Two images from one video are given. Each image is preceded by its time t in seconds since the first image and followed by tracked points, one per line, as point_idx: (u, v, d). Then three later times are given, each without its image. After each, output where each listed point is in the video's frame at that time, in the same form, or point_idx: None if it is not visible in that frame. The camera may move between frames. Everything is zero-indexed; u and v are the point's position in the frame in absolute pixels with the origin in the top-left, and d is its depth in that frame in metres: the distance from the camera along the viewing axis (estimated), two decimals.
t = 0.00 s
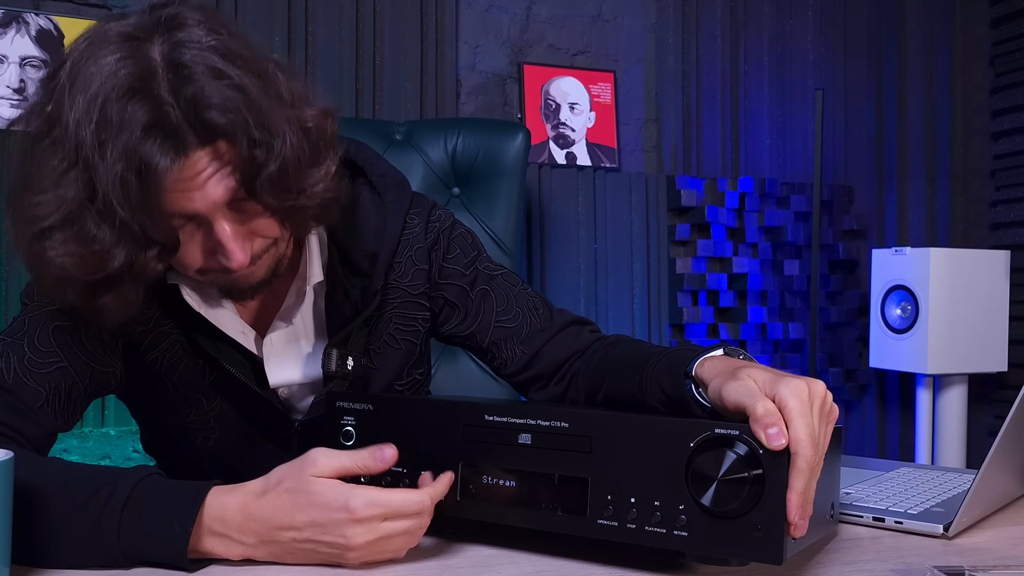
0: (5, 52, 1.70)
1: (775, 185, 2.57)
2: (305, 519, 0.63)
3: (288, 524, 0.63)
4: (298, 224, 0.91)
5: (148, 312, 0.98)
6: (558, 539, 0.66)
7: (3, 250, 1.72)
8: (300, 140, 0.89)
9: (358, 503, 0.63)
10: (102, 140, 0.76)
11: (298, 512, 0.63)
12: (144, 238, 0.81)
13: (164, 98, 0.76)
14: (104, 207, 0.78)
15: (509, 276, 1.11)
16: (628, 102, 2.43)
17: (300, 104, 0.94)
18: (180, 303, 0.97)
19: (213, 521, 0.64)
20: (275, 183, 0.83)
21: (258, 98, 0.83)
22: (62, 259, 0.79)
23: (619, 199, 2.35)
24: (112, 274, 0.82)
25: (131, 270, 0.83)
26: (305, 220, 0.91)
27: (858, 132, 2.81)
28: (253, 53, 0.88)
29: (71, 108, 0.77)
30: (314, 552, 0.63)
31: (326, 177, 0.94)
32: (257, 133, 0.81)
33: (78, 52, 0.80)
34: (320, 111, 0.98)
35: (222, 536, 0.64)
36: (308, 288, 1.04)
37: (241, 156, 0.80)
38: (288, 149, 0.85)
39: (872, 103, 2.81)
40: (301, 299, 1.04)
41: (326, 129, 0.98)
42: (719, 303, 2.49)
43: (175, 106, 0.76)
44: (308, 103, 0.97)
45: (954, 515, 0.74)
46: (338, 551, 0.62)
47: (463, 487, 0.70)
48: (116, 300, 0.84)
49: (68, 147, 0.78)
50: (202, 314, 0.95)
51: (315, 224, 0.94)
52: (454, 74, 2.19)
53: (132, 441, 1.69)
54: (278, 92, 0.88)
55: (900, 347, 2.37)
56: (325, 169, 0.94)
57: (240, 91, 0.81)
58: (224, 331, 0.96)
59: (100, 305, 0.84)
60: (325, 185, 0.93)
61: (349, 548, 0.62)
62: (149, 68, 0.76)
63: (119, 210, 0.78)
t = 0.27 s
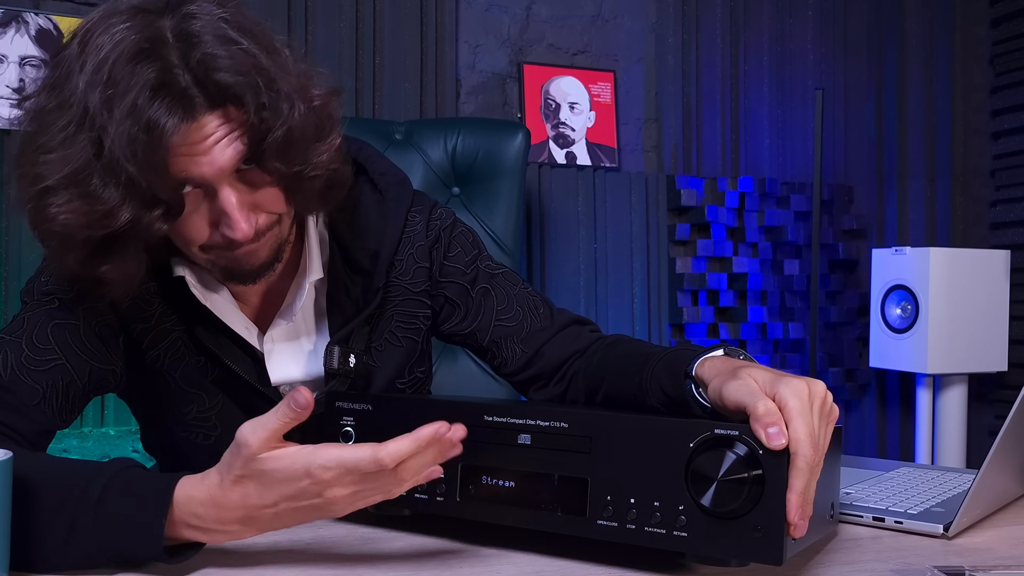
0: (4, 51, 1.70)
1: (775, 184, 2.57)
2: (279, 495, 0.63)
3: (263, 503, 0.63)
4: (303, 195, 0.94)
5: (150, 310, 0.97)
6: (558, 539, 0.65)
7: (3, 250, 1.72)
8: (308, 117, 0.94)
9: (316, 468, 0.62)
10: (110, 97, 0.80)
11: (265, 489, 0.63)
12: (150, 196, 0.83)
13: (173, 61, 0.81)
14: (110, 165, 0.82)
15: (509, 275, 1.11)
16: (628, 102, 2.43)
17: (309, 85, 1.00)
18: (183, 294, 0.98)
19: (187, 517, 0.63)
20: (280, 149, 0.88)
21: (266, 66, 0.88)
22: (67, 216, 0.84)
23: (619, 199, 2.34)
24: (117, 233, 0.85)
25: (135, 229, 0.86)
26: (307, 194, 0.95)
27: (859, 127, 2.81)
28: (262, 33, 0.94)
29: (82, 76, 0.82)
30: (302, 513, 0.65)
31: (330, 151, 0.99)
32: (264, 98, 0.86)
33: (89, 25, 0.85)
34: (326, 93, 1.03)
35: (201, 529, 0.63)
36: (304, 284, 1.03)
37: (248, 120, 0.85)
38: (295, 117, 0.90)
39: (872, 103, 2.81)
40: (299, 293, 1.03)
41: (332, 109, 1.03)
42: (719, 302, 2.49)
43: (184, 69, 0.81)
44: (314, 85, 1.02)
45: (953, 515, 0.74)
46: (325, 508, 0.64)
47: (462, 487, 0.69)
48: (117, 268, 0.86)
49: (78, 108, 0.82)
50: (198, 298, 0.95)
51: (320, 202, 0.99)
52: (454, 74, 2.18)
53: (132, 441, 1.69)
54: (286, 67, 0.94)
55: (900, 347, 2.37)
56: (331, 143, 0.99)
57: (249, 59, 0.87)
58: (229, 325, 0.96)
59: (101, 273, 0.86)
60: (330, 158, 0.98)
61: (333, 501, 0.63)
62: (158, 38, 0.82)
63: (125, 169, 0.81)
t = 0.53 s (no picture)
0: (4, 51, 1.70)
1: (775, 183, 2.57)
2: (270, 457, 0.60)
3: (255, 464, 0.61)
4: (319, 186, 0.97)
5: (149, 307, 0.96)
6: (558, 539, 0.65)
7: (3, 249, 1.72)
8: (325, 109, 0.97)
9: (309, 428, 0.58)
10: (138, 80, 0.82)
11: (259, 450, 0.60)
12: (175, 178, 0.83)
13: (198, 48, 0.83)
14: (137, 147, 0.82)
15: (510, 275, 1.11)
16: (628, 101, 2.43)
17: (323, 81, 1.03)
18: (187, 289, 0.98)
19: (183, 477, 0.62)
20: (301, 139, 0.91)
21: (288, 57, 0.91)
22: (93, 197, 0.85)
23: (619, 198, 2.34)
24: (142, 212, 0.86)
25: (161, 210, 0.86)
26: (321, 186, 0.97)
27: (858, 131, 2.82)
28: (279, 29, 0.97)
29: (107, 59, 0.84)
30: (290, 483, 0.62)
31: (346, 144, 1.02)
32: (288, 87, 0.89)
33: (112, 9, 0.86)
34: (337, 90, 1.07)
35: (194, 491, 0.62)
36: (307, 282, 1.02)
37: (272, 108, 0.87)
38: (316, 106, 0.93)
39: (872, 102, 2.81)
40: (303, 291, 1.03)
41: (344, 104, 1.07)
42: (719, 302, 2.49)
43: (210, 56, 0.83)
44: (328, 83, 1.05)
45: (954, 515, 0.74)
46: (312, 479, 0.61)
47: (462, 487, 0.69)
48: (139, 250, 0.88)
49: (104, 91, 0.84)
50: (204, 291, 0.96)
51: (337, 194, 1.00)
52: (454, 74, 2.18)
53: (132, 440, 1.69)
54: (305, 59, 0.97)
55: (900, 346, 2.37)
56: (346, 137, 1.02)
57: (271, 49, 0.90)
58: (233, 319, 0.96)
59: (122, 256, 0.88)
60: (346, 151, 1.01)
61: (320, 471, 0.60)
62: (183, 23, 0.84)
63: (152, 150, 0.81)
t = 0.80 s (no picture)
0: (4, 50, 1.70)
1: (775, 183, 2.57)
2: (288, 520, 0.63)
3: (270, 527, 0.63)
4: (332, 203, 0.93)
5: (150, 310, 0.96)
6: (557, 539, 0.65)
7: (2, 249, 1.72)
8: (341, 124, 0.92)
9: (334, 497, 0.63)
10: (154, 100, 0.76)
11: (280, 511, 0.63)
12: (191, 203, 0.79)
13: (212, 64, 0.78)
14: (155, 171, 0.77)
15: (511, 274, 1.11)
16: (628, 101, 2.43)
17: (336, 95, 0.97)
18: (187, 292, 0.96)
19: (201, 524, 0.64)
20: (321, 158, 0.87)
21: (304, 72, 0.86)
22: (108, 224, 0.79)
23: (619, 197, 2.34)
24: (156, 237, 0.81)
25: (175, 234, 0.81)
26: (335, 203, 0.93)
27: (858, 129, 2.82)
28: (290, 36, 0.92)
29: (116, 77, 0.78)
30: (296, 561, 0.62)
31: (361, 160, 0.97)
32: (306, 106, 0.85)
33: (120, 24, 0.81)
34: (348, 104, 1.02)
35: (208, 540, 0.64)
36: (310, 285, 1.03)
37: (292, 129, 0.83)
38: (333, 124, 0.89)
39: (872, 101, 2.81)
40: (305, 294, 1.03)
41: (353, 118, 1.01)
42: (719, 301, 2.48)
43: (225, 74, 0.78)
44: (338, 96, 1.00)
45: (954, 514, 0.74)
46: (319, 554, 0.61)
47: (462, 487, 0.69)
48: (150, 273, 0.84)
49: (115, 109, 0.78)
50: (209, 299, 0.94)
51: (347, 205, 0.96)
52: (454, 73, 2.18)
53: (131, 440, 1.68)
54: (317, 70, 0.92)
55: (900, 345, 2.37)
56: (360, 151, 0.98)
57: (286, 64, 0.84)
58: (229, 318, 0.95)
59: (135, 279, 0.84)
60: (361, 166, 0.96)
61: (329, 546, 0.61)
62: (193, 37, 0.79)
63: (168, 173, 0.77)
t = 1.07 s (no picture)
0: (3, 50, 1.69)
1: (775, 182, 2.57)
2: (287, 513, 0.63)
3: (271, 522, 0.63)
4: (329, 220, 0.90)
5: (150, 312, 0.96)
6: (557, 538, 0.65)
7: (2, 248, 1.72)
8: (339, 141, 0.90)
9: (334, 487, 0.63)
10: (148, 125, 0.74)
11: (280, 506, 0.63)
12: (187, 228, 0.77)
13: (206, 87, 0.75)
14: (150, 197, 0.76)
15: (511, 275, 1.10)
16: (628, 100, 2.43)
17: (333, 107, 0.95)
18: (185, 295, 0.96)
19: (201, 523, 0.64)
20: (318, 177, 0.84)
21: (302, 90, 0.83)
22: (104, 251, 0.78)
23: (619, 197, 2.34)
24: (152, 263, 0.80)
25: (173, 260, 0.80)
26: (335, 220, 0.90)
27: (858, 126, 2.81)
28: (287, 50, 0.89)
29: (111, 98, 0.76)
30: (296, 556, 0.62)
31: (360, 175, 0.95)
32: (302, 126, 0.82)
33: (115, 42, 0.78)
34: (348, 113, 0.99)
35: (207, 539, 0.64)
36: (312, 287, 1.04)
37: (286, 150, 0.80)
38: (331, 142, 0.86)
39: (872, 100, 2.80)
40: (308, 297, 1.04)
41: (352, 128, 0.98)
42: (719, 301, 2.48)
43: (219, 97, 0.75)
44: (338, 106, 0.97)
45: (954, 514, 0.74)
46: (320, 545, 0.61)
47: (461, 486, 0.69)
48: (149, 293, 0.82)
49: (111, 134, 0.76)
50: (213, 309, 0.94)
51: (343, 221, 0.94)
52: (454, 72, 2.18)
53: (131, 439, 1.68)
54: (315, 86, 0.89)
55: (900, 345, 2.37)
56: (359, 166, 0.95)
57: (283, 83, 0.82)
58: (233, 326, 0.96)
59: (134, 301, 0.82)
60: (359, 181, 0.94)
61: (330, 538, 0.61)
62: (188, 58, 0.76)
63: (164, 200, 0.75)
